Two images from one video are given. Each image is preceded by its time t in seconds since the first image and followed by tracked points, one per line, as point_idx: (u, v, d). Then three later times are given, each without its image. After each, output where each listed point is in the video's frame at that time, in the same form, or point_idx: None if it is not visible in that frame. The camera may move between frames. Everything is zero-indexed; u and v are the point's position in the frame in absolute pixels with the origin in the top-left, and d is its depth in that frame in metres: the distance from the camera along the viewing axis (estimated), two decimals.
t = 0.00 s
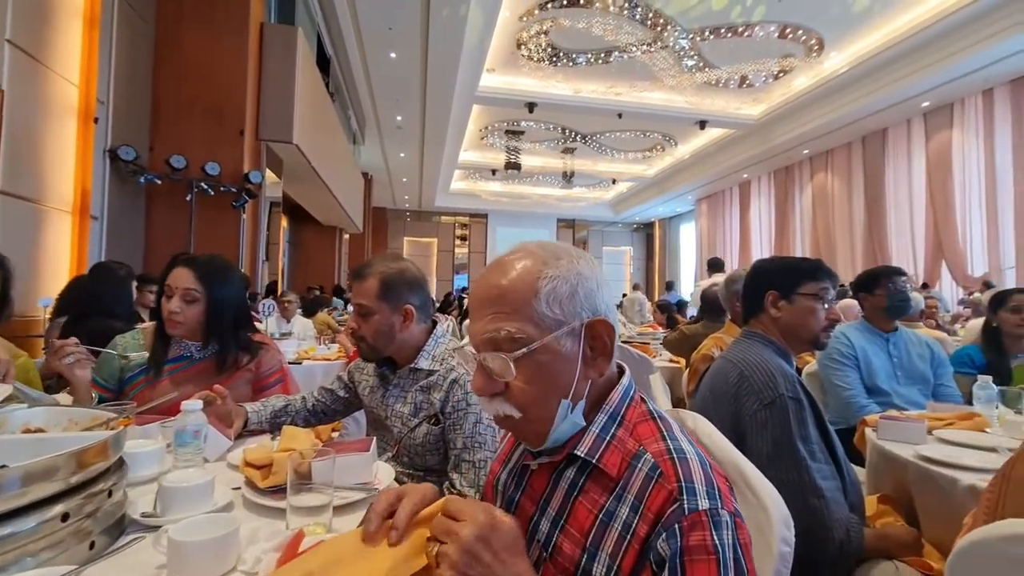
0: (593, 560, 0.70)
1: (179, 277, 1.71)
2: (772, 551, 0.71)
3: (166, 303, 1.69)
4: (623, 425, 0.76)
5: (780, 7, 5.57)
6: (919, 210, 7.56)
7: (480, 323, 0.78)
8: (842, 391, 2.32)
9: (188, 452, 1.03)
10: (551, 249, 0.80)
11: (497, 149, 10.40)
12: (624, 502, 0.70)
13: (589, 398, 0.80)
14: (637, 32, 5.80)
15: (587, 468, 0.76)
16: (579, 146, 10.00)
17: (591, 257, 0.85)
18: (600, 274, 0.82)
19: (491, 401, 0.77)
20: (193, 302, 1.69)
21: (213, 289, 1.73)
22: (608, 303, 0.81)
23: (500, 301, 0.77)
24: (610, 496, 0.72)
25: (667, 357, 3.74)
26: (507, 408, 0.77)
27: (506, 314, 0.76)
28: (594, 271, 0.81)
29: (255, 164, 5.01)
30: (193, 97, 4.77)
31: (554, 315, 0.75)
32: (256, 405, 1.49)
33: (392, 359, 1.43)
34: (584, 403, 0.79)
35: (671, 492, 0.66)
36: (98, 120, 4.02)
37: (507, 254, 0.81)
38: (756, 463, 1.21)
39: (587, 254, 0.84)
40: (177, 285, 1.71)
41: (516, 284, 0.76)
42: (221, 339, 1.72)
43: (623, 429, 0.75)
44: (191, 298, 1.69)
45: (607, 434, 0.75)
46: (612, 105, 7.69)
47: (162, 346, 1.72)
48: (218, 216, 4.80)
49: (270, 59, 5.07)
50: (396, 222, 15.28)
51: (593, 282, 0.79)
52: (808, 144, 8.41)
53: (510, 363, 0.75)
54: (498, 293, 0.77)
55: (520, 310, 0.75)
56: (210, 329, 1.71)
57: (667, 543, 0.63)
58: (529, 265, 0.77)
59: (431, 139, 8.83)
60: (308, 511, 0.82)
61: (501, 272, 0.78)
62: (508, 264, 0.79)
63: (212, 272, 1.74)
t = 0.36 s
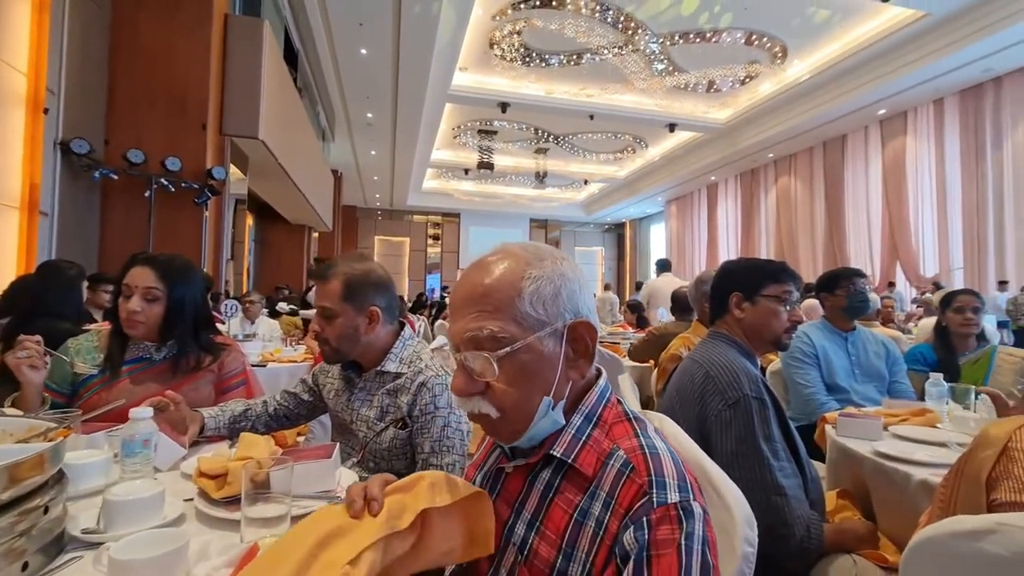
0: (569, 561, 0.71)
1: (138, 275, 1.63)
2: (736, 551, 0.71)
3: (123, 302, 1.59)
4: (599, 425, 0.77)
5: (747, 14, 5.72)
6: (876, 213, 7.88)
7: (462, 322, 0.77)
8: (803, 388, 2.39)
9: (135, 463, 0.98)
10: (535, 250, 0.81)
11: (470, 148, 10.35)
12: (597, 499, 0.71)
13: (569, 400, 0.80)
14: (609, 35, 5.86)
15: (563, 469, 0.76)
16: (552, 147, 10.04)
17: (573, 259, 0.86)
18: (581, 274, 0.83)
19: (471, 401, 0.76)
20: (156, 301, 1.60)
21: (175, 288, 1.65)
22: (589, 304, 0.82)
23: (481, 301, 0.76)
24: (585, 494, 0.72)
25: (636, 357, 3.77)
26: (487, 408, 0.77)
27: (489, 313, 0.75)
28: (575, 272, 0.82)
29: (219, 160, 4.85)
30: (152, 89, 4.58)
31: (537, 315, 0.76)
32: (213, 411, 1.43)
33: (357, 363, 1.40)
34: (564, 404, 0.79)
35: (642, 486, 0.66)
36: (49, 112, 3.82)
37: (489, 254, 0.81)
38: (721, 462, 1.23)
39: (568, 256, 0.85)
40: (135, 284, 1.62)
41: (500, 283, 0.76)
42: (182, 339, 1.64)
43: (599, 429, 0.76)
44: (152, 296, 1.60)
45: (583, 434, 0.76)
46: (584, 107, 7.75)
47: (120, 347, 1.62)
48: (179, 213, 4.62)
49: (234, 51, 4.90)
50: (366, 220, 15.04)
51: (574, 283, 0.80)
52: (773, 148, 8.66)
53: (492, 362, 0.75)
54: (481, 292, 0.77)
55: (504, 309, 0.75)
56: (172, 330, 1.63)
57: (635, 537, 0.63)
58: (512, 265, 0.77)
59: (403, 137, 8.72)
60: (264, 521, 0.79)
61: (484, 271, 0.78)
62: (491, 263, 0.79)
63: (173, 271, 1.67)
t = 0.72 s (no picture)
0: (544, 561, 0.70)
1: (81, 275, 1.53)
2: (701, 554, 0.71)
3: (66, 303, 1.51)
4: (575, 427, 0.76)
5: (715, 20, 5.84)
6: (837, 217, 8.16)
7: (439, 327, 0.76)
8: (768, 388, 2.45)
9: (76, 476, 0.92)
10: (513, 253, 0.79)
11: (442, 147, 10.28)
12: (571, 499, 0.70)
13: (546, 403, 0.79)
14: (581, 38, 5.89)
15: (539, 470, 0.75)
16: (525, 148, 10.05)
17: (551, 262, 0.84)
18: (559, 278, 0.81)
19: (449, 406, 0.75)
20: (101, 300, 1.52)
21: (123, 288, 1.58)
22: (568, 308, 0.80)
23: (459, 306, 0.75)
24: (561, 495, 0.71)
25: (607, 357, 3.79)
26: (465, 413, 0.75)
27: (468, 317, 0.74)
28: (554, 275, 0.80)
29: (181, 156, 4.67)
30: (108, 82, 4.38)
31: (516, 320, 0.74)
32: (167, 417, 1.36)
33: (321, 367, 1.36)
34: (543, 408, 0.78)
35: (616, 484, 0.66)
36: None
37: (467, 256, 0.80)
38: (688, 463, 1.24)
39: (547, 259, 0.83)
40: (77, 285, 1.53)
41: (478, 287, 0.74)
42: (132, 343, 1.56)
43: (576, 431, 0.76)
44: (97, 295, 1.52)
45: (560, 435, 0.75)
46: (557, 109, 7.79)
47: (62, 353, 1.53)
48: (137, 211, 4.42)
49: (197, 43, 4.72)
50: (337, 220, 14.75)
51: (553, 287, 0.79)
52: (740, 152, 8.87)
53: (471, 367, 0.74)
54: (459, 296, 0.75)
55: (482, 313, 0.74)
56: (122, 332, 1.55)
57: (608, 534, 0.62)
58: (490, 269, 0.76)
59: (374, 136, 8.59)
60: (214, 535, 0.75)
61: (462, 275, 0.76)
62: (468, 267, 0.77)
63: (119, 270, 1.59)
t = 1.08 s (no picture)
0: (523, 563, 0.68)
1: (15, 278, 1.46)
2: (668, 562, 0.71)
3: None
4: (560, 432, 0.76)
5: (683, 27, 5.97)
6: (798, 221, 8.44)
7: (434, 326, 0.74)
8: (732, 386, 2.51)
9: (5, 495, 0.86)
10: (512, 258, 0.78)
11: (413, 147, 10.17)
12: (554, 501, 0.69)
13: (532, 408, 0.78)
14: (553, 40, 5.92)
15: (522, 473, 0.73)
16: (497, 149, 10.03)
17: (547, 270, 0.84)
18: (554, 286, 0.81)
19: (440, 406, 0.73)
20: (36, 306, 1.46)
21: (59, 292, 1.50)
22: (562, 316, 0.79)
23: (457, 306, 0.73)
24: (543, 497, 0.70)
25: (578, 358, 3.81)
26: (456, 415, 0.73)
27: (465, 319, 0.72)
28: (549, 283, 0.80)
29: (138, 151, 4.47)
30: (58, 71, 4.16)
31: (512, 324, 0.73)
32: (113, 427, 1.28)
33: (281, 373, 1.31)
34: (532, 413, 0.76)
35: (600, 486, 0.66)
36: None
37: (466, 258, 0.79)
38: (654, 465, 1.25)
39: (543, 266, 0.83)
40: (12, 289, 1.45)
41: (476, 288, 0.73)
42: (69, 349, 1.47)
43: (560, 437, 0.75)
44: (32, 300, 1.46)
45: (545, 440, 0.74)
46: (529, 110, 7.82)
47: None
48: (89, 208, 4.21)
49: (155, 34, 4.52)
50: (304, 219, 14.41)
51: (549, 294, 0.78)
52: (707, 156, 9.08)
53: (466, 367, 0.72)
54: (457, 297, 0.73)
55: (479, 315, 0.72)
56: (57, 339, 1.46)
57: (593, 534, 0.62)
58: (487, 272, 0.74)
59: (343, 134, 8.43)
60: (154, 557, 0.71)
61: (459, 276, 0.74)
62: (465, 268, 0.76)
63: (58, 271, 1.52)
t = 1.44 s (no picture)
0: None
1: None
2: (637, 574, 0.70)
3: None
4: (532, 442, 0.73)
5: (652, 33, 6.08)
6: (762, 224, 8.69)
7: (402, 336, 0.72)
8: (696, 385, 2.55)
9: None
10: (485, 264, 0.77)
11: (384, 146, 10.03)
12: (525, 515, 0.66)
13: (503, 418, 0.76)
14: (525, 43, 5.93)
15: (491, 484, 0.71)
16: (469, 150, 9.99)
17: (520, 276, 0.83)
18: (528, 293, 0.80)
19: (408, 417, 0.71)
20: None
21: None
22: (534, 322, 0.78)
23: (426, 314, 0.71)
24: (514, 510, 0.68)
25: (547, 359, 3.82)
26: (425, 425, 0.71)
27: (436, 327, 0.70)
28: (523, 289, 0.79)
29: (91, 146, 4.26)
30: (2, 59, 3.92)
31: (484, 332, 0.71)
32: (52, 437, 1.20)
33: (237, 380, 1.26)
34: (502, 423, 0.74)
35: (574, 502, 0.64)
36: None
37: (438, 263, 0.77)
38: (619, 468, 1.25)
39: (518, 273, 0.82)
40: None
41: (447, 296, 0.71)
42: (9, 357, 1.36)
43: (532, 447, 0.73)
44: None
45: (516, 450, 0.71)
46: (501, 112, 7.81)
47: None
48: (37, 205, 3.98)
49: (111, 21, 4.29)
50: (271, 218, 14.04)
51: (522, 301, 0.77)
52: (675, 161, 9.26)
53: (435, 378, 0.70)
54: (428, 305, 0.71)
55: (449, 324, 0.70)
56: None
57: (569, 553, 0.60)
58: (458, 279, 0.73)
59: (311, 131, 8.25)
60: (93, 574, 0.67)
61: (429, 283, 0.73)
62: (436, 274, 0.74)
63: None
